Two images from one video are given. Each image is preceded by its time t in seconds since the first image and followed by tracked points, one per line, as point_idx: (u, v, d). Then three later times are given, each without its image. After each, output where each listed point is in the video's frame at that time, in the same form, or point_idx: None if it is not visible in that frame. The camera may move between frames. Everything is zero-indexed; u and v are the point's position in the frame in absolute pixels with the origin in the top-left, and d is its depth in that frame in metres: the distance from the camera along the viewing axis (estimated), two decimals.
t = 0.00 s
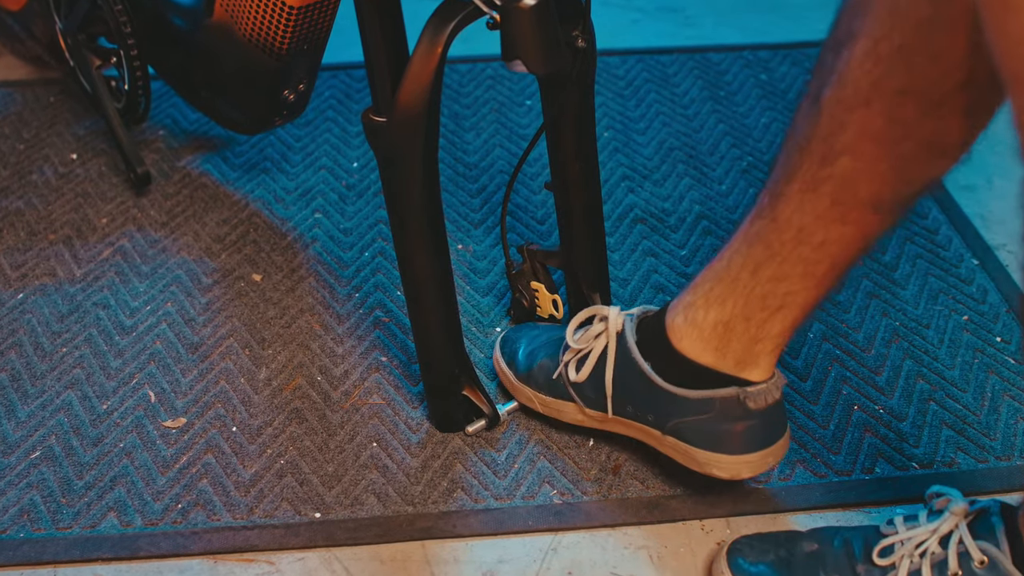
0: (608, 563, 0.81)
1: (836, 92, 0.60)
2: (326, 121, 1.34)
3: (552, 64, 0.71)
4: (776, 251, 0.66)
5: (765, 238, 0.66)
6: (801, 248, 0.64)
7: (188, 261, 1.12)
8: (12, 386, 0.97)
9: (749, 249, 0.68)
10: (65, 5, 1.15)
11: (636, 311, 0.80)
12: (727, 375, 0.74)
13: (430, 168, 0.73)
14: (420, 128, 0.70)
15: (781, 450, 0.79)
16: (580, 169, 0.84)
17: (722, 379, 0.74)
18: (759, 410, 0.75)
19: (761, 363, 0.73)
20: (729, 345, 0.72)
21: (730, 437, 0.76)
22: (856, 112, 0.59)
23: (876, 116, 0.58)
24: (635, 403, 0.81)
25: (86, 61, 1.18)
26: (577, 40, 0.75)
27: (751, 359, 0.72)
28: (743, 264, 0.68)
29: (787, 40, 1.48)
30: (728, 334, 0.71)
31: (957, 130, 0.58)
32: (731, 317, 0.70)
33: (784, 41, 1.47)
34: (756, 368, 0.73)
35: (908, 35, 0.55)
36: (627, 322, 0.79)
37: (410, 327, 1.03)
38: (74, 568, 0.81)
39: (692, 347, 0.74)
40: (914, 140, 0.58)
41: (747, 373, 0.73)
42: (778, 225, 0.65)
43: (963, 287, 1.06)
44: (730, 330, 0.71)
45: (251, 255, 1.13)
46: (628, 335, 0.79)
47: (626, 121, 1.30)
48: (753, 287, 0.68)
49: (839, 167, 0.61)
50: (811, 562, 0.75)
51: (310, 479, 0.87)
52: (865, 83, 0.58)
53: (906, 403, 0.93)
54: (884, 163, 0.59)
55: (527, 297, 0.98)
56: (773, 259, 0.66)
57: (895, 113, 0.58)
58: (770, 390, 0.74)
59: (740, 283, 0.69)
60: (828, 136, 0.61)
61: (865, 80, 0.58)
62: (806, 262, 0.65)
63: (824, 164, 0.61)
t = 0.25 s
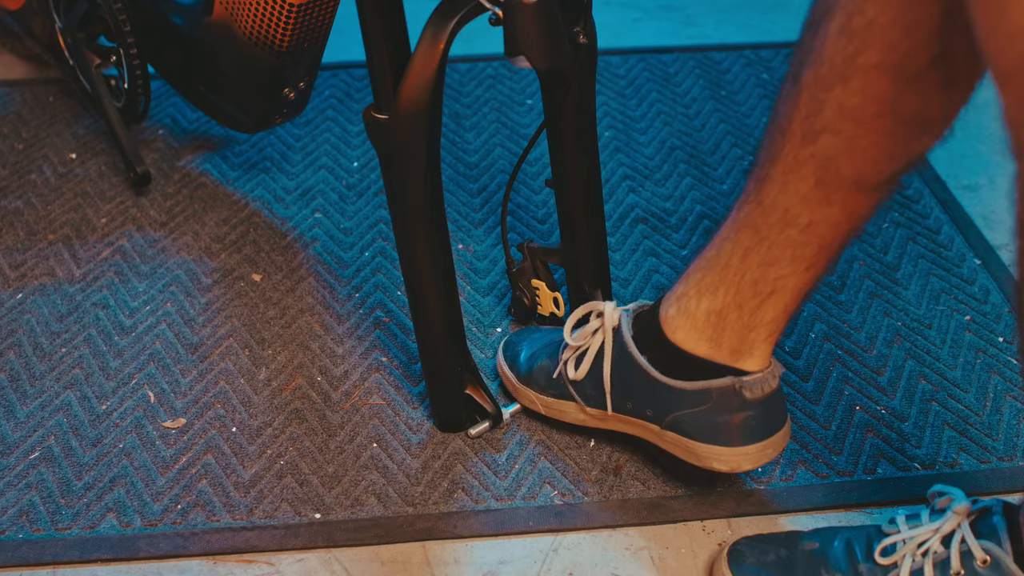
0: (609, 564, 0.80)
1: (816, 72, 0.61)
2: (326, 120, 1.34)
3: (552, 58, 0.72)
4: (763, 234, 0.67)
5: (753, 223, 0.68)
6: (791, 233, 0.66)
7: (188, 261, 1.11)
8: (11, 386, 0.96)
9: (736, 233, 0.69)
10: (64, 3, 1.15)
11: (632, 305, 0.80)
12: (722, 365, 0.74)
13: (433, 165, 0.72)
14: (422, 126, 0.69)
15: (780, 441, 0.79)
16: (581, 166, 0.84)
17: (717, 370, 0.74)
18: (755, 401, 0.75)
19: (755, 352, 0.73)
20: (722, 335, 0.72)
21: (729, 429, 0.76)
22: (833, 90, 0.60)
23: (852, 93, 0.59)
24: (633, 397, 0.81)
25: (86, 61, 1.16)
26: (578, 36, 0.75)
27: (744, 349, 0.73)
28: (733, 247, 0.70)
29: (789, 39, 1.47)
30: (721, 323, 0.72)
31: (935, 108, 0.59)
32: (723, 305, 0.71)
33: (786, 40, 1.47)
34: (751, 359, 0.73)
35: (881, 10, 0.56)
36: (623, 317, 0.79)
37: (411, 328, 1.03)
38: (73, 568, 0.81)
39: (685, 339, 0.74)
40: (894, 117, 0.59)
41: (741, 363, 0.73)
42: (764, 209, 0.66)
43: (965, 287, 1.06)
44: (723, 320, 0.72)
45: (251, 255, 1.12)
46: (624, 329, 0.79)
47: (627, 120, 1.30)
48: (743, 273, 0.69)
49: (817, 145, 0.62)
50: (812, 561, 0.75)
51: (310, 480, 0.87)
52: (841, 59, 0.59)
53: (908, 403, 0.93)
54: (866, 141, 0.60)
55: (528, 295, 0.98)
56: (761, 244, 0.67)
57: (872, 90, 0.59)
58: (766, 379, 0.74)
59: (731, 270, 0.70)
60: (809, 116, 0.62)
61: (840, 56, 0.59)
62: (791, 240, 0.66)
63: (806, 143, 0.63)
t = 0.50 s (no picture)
0: (609, 565, 0.80)
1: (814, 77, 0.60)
2: (325, 119, 1.34)
3: (544, 41, 0.74)
4: (764, 239, 0.66)
5: (754, 227, 0.67)
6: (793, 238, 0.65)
7: (188, 261, 1.11)
8: (10, 387, 0.96)
9: (738, 239, 0.69)
10: None
11: (636, 310, 0.79)
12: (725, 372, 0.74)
13: (424, 150, 0.72)
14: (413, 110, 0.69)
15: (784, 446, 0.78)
16: (575, 153, 0.84)
17: (721, 375, 0.74)
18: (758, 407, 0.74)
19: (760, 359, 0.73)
20: (725, 339, 0.72)
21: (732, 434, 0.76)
22: (831, 93, 0.59)
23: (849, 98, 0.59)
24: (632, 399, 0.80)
25: (82, 55, 1.17)
26: (570, 22, 0.75)
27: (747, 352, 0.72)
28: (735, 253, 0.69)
29: (791, 38, 1.47)
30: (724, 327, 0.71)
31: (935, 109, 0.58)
32: (726, 310, 0.71)
33: (789, 39, 1.47)
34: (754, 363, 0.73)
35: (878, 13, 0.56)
36: (627, 320, 0.79)
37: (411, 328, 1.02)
38: (72, 570, 0.80)
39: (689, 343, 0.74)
40: (893, 118, 0.58)
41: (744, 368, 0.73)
42: (765, 213, 0.66)
43: (967, 286, 1.05)
44: (725, 325, 0.71)
45: (251, 255, 1.12)
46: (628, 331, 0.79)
47: (628, 120, 1.29)
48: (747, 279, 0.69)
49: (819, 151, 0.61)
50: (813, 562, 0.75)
51: (310, 480, 0.87)
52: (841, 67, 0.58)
53: (910, 404, 0.93)
54: (866, 144, 0.59)
55: (522, 287, 0.97)
56: (762, 248, 0.67)
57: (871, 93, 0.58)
58: (770, 384, 0.74)
59: (733, 274, 0.70)
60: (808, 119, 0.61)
61: (838, 59, 0.59)
62: (797, 247, 0.65)
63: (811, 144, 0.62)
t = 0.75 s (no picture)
0: (610, 566, 0.80)
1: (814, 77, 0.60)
2: (326, 119, 1.33)
3: (524, 28, 0.74)
4: (768, 242, 0.67)
5: (757, 230, 0.67)
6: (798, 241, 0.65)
7: (187, 260, 1.11)
8: (9, 387, 0.96)
9: (742, 243, 0.69)
10: None
11: (642, 314, 0.80)
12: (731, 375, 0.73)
13: (405, 138, 0.72)
14: (393, 98, 0.69)
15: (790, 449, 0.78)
16: (557, 142, 0.83)
17: (727, 380, 0.74)
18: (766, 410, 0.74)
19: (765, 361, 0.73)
20: (731, 344, 0.72)
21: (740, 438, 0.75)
22: (832, 97, 0.59)
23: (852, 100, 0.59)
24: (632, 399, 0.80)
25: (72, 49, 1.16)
26: (552, 10, 0.75)
27: (754, 356, 0.72)
28: (740, 257, 0.69)
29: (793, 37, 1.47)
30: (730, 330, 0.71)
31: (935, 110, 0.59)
32: (732, 314, 0.71)
33: (791, 38, 1.46)
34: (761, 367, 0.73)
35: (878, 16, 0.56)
36: (632, 323, 0.79)
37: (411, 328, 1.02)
38: (71, 571, 0.80)
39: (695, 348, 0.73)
40: (897, 122, 0.58)
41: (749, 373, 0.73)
42: (770, 217, 0.66)
43: (969, 286, 1.05)
44: (732, 328, 0.71)
45: (251, 255, 1.12)
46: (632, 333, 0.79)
47: (629, 119, 1.29)
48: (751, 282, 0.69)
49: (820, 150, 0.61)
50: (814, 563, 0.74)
51: (309, 481, 0.86)
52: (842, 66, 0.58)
53: (912, 404, 0.92)
54: (868, 146, 0.59)
55: (505, 279, 0.98)
56: (767, 251, 0.67)
57: (871, 94, 0.58)
58: (777, 388, 0.73)
59: (738, 278, 0.70)
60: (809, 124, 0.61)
61: (839, 63, 0.58)
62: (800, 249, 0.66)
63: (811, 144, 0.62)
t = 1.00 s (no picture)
0: (611, 567, 0.79)
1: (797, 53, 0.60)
2: (325, 119, 1.33)
3: (515, 17, 0.75)
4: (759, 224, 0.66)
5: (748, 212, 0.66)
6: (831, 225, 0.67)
7: (187, 260, 1.10)
8: (8, 387, 0.95)
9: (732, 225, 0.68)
10: None
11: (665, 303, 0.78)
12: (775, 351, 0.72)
13: (396, 128, 0.72)
14: (384, 88, 0.69)
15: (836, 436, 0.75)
16: (548, 132, 0.84)
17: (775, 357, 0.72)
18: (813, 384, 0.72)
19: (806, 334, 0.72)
20: (762, 320, 0.71)
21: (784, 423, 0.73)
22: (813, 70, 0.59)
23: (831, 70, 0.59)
24: (651, 390, 0.77)
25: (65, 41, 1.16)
26: None
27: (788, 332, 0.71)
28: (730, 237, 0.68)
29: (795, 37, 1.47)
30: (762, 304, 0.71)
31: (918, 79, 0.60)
32: (764, 288, 0.71)
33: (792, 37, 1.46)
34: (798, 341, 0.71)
35: None
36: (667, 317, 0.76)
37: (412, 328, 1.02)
38: (70, 572, 0.80)
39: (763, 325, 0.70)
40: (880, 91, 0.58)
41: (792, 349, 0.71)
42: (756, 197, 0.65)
43: (972, 286, 1.05)
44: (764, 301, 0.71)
45: (250, 255, 1.11)
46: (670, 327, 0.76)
47: (630, 118, 1.29)
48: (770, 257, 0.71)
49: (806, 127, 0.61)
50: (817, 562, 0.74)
51: (310, 482, 0.86)
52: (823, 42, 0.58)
53: (914, 405, 0.92)
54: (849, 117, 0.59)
55: (499, 267, 0.99)
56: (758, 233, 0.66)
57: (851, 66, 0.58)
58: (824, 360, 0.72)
59: (751, 249, 0.71)
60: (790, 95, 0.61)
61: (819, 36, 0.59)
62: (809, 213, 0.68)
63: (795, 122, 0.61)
